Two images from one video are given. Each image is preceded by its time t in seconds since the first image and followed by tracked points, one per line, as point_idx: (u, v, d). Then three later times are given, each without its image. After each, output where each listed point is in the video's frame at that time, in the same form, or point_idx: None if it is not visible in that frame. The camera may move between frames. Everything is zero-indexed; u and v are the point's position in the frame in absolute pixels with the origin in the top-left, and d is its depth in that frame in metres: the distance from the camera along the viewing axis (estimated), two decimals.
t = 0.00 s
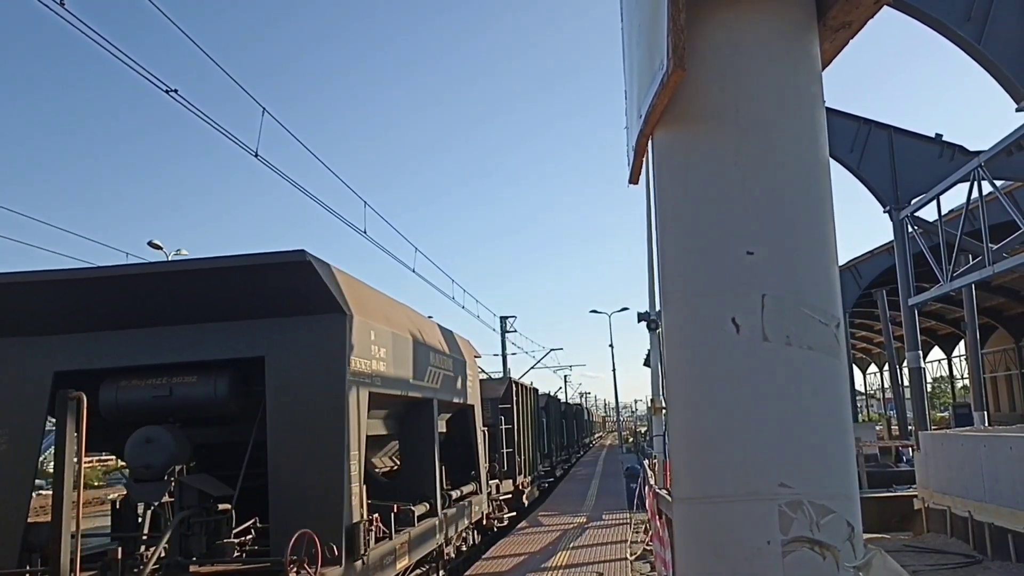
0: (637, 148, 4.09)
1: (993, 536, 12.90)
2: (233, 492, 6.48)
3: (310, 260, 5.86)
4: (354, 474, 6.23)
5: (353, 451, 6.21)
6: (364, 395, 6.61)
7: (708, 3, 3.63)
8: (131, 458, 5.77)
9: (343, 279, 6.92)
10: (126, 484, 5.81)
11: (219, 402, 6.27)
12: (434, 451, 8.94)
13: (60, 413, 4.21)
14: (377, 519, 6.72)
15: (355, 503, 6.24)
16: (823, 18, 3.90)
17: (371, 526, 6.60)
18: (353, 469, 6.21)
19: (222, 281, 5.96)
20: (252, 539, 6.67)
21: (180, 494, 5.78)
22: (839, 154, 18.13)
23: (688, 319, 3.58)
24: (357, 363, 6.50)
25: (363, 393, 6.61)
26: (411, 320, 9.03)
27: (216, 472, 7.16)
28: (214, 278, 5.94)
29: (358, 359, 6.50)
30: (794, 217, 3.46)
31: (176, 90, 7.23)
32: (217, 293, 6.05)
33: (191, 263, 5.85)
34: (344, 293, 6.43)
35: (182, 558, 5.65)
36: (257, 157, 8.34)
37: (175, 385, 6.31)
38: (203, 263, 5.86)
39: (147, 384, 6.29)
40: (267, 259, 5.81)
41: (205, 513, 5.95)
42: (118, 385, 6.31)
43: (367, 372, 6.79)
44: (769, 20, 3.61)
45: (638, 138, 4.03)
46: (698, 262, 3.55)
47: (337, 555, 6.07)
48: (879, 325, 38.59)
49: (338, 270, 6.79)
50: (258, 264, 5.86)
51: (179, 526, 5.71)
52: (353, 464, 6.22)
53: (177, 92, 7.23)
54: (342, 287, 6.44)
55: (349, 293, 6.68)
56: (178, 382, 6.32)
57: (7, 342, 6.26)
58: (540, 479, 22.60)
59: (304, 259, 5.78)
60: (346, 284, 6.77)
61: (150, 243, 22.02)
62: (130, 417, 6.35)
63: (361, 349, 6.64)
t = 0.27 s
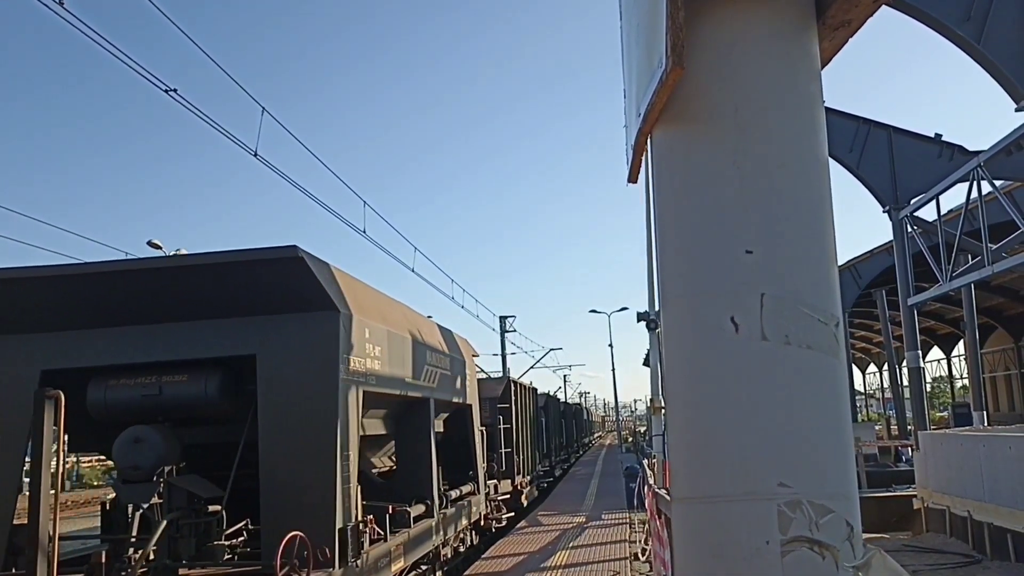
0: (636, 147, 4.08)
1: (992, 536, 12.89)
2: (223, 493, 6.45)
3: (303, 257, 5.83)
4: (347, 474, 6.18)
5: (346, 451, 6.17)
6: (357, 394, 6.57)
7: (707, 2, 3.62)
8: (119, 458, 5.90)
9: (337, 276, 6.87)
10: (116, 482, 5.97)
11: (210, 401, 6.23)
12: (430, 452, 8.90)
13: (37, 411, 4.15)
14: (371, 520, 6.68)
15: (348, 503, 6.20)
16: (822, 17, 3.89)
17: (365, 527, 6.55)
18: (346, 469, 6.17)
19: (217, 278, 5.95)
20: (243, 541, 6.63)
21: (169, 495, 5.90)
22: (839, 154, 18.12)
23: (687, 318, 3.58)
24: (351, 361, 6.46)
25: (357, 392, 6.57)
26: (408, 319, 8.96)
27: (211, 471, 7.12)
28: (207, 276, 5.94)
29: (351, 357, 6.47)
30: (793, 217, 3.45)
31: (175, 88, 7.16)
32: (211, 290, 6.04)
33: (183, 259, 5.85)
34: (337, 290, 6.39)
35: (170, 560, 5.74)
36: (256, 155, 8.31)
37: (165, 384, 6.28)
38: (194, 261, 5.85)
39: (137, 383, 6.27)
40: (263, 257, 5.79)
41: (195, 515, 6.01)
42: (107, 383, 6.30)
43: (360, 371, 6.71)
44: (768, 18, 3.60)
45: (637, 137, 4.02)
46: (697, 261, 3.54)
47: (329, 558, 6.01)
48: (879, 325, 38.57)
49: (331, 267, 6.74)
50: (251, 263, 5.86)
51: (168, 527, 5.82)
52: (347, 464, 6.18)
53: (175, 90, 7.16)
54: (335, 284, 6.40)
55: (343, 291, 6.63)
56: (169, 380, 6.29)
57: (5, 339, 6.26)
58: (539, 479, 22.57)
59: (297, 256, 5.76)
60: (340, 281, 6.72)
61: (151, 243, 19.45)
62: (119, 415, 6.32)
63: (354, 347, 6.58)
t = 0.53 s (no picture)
0: (636, 147, 4.08)
1: (991, 536, 12.89)
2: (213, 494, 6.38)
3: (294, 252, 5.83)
4: (339, 475, 6.19)
5: (339, 450, 6.18)
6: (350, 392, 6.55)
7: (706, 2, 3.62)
8: (108, 459, 5.84)
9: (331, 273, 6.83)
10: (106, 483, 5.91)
11: (200, 398, 6.16)
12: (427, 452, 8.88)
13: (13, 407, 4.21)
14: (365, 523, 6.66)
15: (340, 504, 6.20)
16: (822, 17, 3.89)
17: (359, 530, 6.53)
18: (339, 469, 6.17)
19: (216, 275, 5.96)
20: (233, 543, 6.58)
21: (158, 498, 5.84)
22: (838, 154, 18.11)
23: (686, 318, 3.57)
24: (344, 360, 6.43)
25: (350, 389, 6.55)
26: (405, 318, 8.91)
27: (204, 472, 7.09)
28: (207, 272, 5.95)
29: (345, 354, 6.45)
30: (792, 217, 3.45)
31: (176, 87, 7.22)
32: (209, 286, 6.05)
33: (183, 254, 5.87)
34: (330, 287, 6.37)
35: (159, 563, 5.68)
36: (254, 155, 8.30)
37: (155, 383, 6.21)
38: (194, 255, 5.86)
39: (126, 382, 6.21)
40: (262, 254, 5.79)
41: (184, 517, 5.97)
42: (97, 381, 6.23)
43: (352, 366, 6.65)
44: (767, 19, 3.60)
45: (637, 137, 4.02)
46: (696, 261, 3.54)
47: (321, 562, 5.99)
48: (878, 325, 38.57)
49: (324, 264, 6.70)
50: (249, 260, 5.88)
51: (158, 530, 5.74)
52: (339, 464, 6.19)
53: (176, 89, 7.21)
54: (327, 280, 6.37)
55: (336, 288, 6.59)
56: (158, 379, 6.22)
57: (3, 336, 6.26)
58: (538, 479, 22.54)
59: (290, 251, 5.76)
60: (334, 278, 6.68)
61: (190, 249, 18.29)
62: (108, 414, 6.25)
63: (347, 345, 6.55)
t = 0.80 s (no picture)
0: (633, 148, 4.08)
1: (990, 536, 12.90)
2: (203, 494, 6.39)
3: (286, 249, 5.80)
4: (332, 477, 6.20)
5: (332, 452, 6.18)
6: (343, 391, 6.54)
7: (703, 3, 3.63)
8: (96, 460, 5.87)
9: (323, 270, 6.79)
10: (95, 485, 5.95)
11: (189, 397, 6.17)
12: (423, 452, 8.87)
13: None
14: (357, 525, 6.68)
15: (333, 506, 6.21)
16: (818, 18, 3.89)
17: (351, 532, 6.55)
18: (332, 471, 6.18)
19: (210, 273, 5.93)
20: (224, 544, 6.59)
21: (146, 501, 5.82)
22: (837, 154, 18.10)
23: (683, 318, 3.58)
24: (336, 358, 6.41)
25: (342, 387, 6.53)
26: (401, 316, 8.86)
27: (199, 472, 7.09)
28: (201, 270, 5.92)
29: (336, 352, 6.42)
30: (788, 217, 3.46)
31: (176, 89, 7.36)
32: (204, 285, 6.02)
33: (177, 251, 5.81)
34: (320, 285, 6.34)
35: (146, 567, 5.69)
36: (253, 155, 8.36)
37: (143, 382, 6.22)
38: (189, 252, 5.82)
39: (114, 381, 6.22)
40: (257, 254, 5.77)
41: (173, 519, 5.95)
42: (84, 380, 6.24)
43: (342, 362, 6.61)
44: (763, 20, 3.61)
45: (633, 138, 4.02)
46: (693, 261, 3.54)
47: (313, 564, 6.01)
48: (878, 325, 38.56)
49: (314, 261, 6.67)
50: (244, 257, 5.82)
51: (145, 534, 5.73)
52: (332, 466, 6.20)
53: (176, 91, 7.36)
54: (318, 278, 6.34)
55: (327, 286, 6.56)
56: (146, 378, 6.23)
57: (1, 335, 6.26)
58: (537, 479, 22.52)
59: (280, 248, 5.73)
60: (325, 276, 6.64)
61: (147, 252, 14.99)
62: (96, 413, 6.27)
63: (338, 343, 6.51)
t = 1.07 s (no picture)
0: (630, 148, 4.08)
1: (989, 536, 12.91)
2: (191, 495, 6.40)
3: (277, 245, 5.74)
4: (324, 479, 6.20)
5: (323, 455, 6.18)
6: (335, 391, 6.52)
7: (701, 3, 3.62)
8: (83, 459, 5.88)
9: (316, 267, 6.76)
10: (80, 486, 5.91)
11: (179, 395, 6.18)
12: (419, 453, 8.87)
13: None
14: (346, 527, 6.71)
15: (324, 509, 6.21)
16: (816, 18, 3.89)
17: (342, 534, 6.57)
18: (323, 473, 6.18)
19: (204, 270, 5.89)
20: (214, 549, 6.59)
21: (133, 503, 5.78)
22: (837, 154, 18.09)
23: (681, 318, 3.58)
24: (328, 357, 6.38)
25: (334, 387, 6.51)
26: (397, 315, 8.81)
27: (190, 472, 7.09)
28: (195, 266, 5.86)
29: (327, 350, 6.38)
30: (787, 219, 3.46)
31: (176, 91, 7.49)
32: (198, 282, 5.97)
33: (170, 246, 5.74)
34: (312, 282, 6.30)
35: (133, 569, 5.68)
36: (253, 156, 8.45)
37: (131, 380, 6.25)
38: (182, 247, 5.74)
39: (101, 380, 6.25)
40: (253, 252, 5.74)
41: (160, 521, 5.92)
42: (69, 379, 6.27)
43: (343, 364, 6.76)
44: (761, 20, 3.61)
45: (631, 138, 4.02)
46: (690, 261, 3.54)
47: (305, 567, 6.02)
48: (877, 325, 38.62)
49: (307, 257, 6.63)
50: (239, 253, 5.76)
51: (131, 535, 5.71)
52: (323, 468, 6.20)
53: (177, 92, 7.49)
54: (310, 275, 6.29)
55: (320, 283, 6.52)
56: (134, 376, 6.26)
57: None
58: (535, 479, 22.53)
59: (271, 244, 5.68)
60: (318, 272, 6.61)
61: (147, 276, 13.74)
62: (82, 413, 6.30)
63: (330, 340, 6.47)
